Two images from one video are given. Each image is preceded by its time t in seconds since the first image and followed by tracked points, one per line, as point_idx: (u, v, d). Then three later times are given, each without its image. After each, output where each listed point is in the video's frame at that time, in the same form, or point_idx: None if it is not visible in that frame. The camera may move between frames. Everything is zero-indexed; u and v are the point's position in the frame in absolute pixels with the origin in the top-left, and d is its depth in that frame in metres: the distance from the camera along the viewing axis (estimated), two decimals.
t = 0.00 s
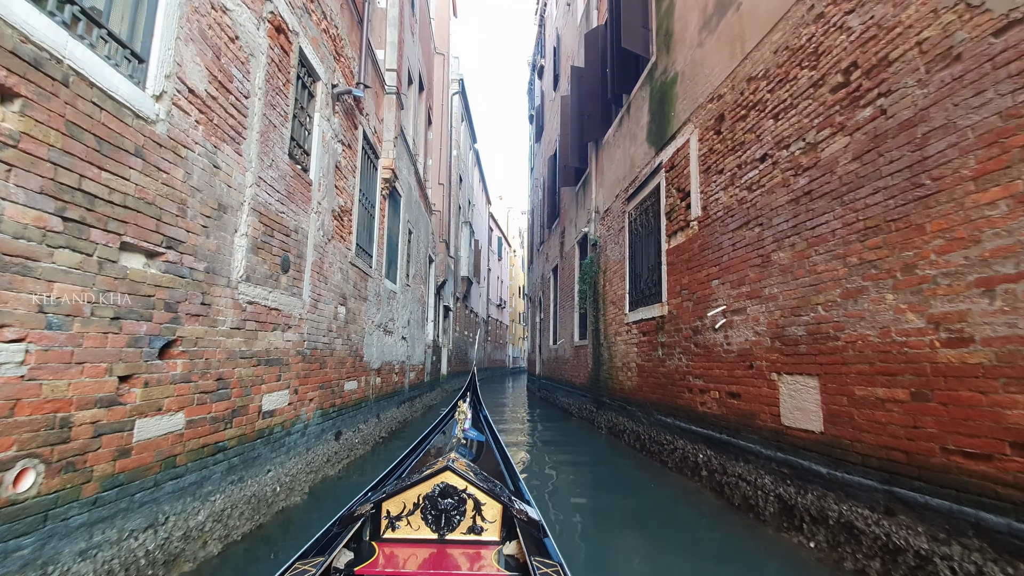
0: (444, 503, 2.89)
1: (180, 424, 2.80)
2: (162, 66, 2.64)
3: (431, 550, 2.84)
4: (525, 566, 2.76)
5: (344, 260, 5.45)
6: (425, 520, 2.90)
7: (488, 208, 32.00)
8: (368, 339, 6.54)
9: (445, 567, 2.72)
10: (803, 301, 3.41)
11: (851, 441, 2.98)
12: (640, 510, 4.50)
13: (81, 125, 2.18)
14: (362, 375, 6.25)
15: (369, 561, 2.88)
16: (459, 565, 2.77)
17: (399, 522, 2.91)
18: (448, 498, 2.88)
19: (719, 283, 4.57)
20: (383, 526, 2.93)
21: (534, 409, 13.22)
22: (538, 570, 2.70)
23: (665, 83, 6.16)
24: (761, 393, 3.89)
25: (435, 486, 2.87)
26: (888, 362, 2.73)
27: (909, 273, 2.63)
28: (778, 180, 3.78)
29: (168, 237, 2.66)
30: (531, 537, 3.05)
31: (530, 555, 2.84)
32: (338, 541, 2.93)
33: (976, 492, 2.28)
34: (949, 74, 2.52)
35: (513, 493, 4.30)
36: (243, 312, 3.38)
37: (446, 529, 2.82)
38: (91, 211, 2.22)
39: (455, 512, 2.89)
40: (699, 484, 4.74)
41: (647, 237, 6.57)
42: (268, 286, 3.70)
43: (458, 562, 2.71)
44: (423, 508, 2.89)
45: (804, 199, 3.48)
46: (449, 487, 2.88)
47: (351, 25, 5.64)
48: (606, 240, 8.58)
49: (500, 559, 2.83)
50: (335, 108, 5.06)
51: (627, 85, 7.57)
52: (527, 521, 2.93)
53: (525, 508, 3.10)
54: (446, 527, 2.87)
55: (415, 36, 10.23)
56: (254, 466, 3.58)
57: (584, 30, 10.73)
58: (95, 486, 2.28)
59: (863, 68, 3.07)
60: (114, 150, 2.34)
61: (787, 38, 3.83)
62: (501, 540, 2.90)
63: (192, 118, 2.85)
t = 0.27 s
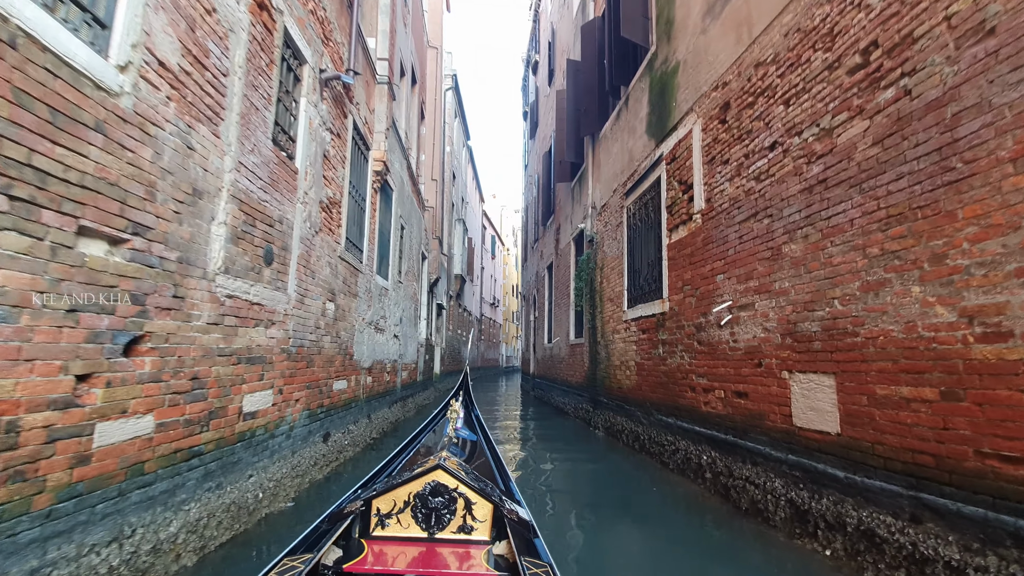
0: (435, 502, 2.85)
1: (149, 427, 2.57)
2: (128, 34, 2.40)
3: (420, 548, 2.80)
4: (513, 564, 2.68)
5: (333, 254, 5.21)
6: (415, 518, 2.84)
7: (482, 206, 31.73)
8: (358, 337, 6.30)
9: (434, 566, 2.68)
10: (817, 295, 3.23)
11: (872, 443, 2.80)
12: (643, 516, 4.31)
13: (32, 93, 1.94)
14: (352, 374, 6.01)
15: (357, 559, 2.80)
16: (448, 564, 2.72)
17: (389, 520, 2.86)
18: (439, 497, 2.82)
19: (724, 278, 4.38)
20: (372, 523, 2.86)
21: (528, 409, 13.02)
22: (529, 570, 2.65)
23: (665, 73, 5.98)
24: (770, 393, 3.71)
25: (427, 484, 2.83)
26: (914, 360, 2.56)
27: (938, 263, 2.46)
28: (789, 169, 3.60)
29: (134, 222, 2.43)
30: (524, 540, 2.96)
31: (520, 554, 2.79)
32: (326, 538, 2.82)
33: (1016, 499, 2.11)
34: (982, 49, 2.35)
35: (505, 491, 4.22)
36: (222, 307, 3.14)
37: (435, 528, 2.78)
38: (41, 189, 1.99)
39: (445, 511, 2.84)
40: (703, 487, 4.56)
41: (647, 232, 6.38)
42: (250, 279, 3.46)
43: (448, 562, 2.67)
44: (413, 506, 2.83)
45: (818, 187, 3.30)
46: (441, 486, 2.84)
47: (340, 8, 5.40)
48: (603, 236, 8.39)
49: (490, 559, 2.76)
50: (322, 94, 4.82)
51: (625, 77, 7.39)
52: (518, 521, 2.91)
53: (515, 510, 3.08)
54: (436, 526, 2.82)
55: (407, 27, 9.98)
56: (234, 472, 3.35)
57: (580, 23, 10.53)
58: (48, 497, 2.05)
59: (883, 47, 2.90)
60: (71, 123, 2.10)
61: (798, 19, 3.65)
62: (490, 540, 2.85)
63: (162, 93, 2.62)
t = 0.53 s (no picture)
0: (424, 501, 2.85)
1: (110, 430, 2.33)
2: None
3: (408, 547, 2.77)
4: (501, 564, 2.65)
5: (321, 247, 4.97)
6: (404, 516, 2.84)
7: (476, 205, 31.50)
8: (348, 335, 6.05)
9: (422, 564, 2.63)
10: (835, 289, 3.04)
11: (897, 448, 2.62)
12: (645, 522, 4.10)
13: None
14: (341, 373, 5.77)
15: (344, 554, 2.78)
16: (436, 563, 2.67)
17: (377, 517, 2.85)
18: (429, 495, 2.84)
19: (731, 273, 4.19)
20: (360, 520, 2.84)
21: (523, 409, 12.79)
22: (517, 571, 2.61)
23: (667, 63, 5.79)
24: (782, 394, 3.51)
25: (416, 482, 2.84)
26: (947, 358, 2.38)
27: (974, 253, 2.28)
28: (803, 157, 3.41)
29: (93, 202, 2.19)
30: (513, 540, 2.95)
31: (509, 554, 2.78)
32: (313, 533, 2.80)
33: None
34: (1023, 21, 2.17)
35: (493, 490, 4.18)
36: (197, 300, 2.91)
37: (424, 526, 2.79)
38: None
39: (434, 510, 2.83)
40: (708, 492, 4.36)
41: (647, 228, 6.18)
42: (228, 270, 3.22)
43: (436, 560, 2.62)
44: (402, 504, 2.83)
45: (836, 175, 3.12)
46: (430, 484, 2.85)
47: None
48: (601, 233, 8.19)
49: (478, 558, 2.73)
50: (311, 78, 4.58)
51: (625, 69, 7.20)
52: (507, 522, 2.97)
53: (503, 510, 3.09)
54: (424, 524, 2.83)
55: (401, 19, 9.75)
56: (210, 477, 3.11)
57: (578, 17, 10.34)
58: None
59: (910, 23, 2.72)
60: (19, 87, 1.87)
61: None
62: (479, 540, 2.84)
63: (129, 62, 2.39)
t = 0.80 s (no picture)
0: (416, 498, 2.72)
1: (70, 433, 2.11)
2: None
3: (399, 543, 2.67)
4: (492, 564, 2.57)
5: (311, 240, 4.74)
6: (395, 513, 2.71)
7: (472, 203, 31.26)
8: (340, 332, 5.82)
9: (413, 561, 2.54)
10: (857, 282, 2.86)
11: (928, 452, 2.43)
12: (649, 526, 3.91)
13: None
14: (333, 372, 5.55)
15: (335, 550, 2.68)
16: (426, 560, 2.58)
17: (368, 513, 2.72)
18: (420, 492, 2.71)
19: (740, 267, 3.99)
20: (352, 515, 2.73)
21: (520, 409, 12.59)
22: (507, 569, 2.52)
23: (672, 51, 5.59)
24: (797, 393, 3.32)
25: (408, 479, 2.70)
26: (986, 354, 2.20)
27: (1018, 240, 2.10)
28: (821, 142, 3.23)
29: (48, 179, 1.98)
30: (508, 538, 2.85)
31: (499, 553, 2.67)
32: (303, 528, 2.71)
33: None
34: None
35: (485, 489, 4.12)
36: (172, 291, 2.69)
37: (415, 523, 2.65)
38: None
39: (426, 506, 2.71)
40: (715, 495, 4.16)
41: (650, 221, 5.98)
42: (207, 260, 3.00)
43: (426, 557, 2.54)
44: (393, 500, 2.70)
45: (859, 161, 2.93)
46: (422, 481, 2.73)
47: None
48: (601, 228, 8.00)
49: (469, 556, 2.66)
50: (300, 61, 4.35)
51: (627, 59, 7.00)
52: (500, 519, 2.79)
53: (498, 507, 2.95)
54: (415, 521, 2.69)
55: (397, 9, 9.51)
56: (185, 483, 2.88)
57: (578, 9, 10.14)
58: None
59: None
60: None
61: None
62: (470, 538, 2.72)
63: (93, 27, 2.17)
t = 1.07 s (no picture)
0: (410, 494, 2.61)
1: (26, 438, 1.90)
2: None
3: (393, 540, 2.57)
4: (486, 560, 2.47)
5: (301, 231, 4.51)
6: (389, 509, 2.61)
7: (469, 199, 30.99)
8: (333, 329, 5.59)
9: (406, 558, 2.43)
10: (884, 273, 2.67)
11: (967, 456, 2.25)
12: (656, 531, 3.73)
13: None
14: (325, 370, 5.33)
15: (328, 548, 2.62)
16: (420, 557, 2.48)
17: (362, 510, 2.61)
18: (415, 488, 2.60)
19: (752, 260, 3.80)
20: (344, 513, 2.63)
21: (517, 407, 12.41)
22: (501, 566, 2.41)
23: (676, 37, 5.39)
24: (815, 392, 3.13)
25: (402, 475, 2.59)
26: None
27: None
28: (842, 126, 3.03)
29: None
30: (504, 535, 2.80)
31: (493, 550, 2.56)
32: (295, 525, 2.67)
33: None
34: None
35: (481, 487, 4.06)
36: (144, 283, 2.47)
37: (408, 520, 2.54)
38: None
39: (420, 503, 2.61)
40: (725, 498, 3.98)
41: (654, 214, 5.78)
42: (184, 249, 2.78)
43: (419, 554, 2.43)
44: (387, 497, 2.60)
45: (885, 143, 2.74)
46: (417, 478, 2.62)
47: None
48: (602, 222, 7.79)
49: (464, 553, 2.55)
50: (287, 42, 4.12)
51: (629, 47, 6.79)
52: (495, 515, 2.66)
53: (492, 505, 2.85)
54: (409, 518, 2.58)
55: None
56: (161, 491, 2.67)
57: None
58: None
59: None
60: None
61: None
62: (465, 534, 2.61)
63: None
